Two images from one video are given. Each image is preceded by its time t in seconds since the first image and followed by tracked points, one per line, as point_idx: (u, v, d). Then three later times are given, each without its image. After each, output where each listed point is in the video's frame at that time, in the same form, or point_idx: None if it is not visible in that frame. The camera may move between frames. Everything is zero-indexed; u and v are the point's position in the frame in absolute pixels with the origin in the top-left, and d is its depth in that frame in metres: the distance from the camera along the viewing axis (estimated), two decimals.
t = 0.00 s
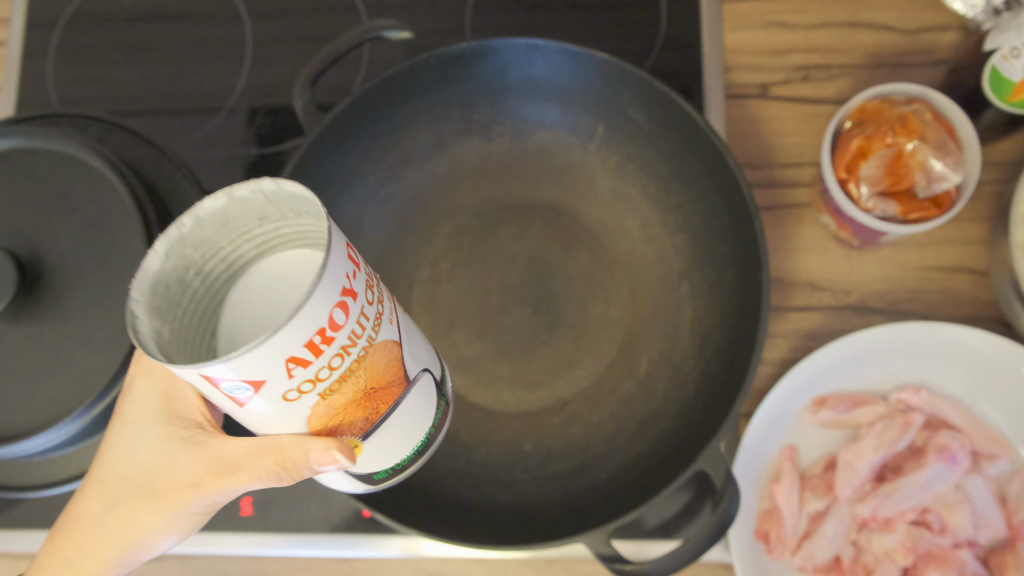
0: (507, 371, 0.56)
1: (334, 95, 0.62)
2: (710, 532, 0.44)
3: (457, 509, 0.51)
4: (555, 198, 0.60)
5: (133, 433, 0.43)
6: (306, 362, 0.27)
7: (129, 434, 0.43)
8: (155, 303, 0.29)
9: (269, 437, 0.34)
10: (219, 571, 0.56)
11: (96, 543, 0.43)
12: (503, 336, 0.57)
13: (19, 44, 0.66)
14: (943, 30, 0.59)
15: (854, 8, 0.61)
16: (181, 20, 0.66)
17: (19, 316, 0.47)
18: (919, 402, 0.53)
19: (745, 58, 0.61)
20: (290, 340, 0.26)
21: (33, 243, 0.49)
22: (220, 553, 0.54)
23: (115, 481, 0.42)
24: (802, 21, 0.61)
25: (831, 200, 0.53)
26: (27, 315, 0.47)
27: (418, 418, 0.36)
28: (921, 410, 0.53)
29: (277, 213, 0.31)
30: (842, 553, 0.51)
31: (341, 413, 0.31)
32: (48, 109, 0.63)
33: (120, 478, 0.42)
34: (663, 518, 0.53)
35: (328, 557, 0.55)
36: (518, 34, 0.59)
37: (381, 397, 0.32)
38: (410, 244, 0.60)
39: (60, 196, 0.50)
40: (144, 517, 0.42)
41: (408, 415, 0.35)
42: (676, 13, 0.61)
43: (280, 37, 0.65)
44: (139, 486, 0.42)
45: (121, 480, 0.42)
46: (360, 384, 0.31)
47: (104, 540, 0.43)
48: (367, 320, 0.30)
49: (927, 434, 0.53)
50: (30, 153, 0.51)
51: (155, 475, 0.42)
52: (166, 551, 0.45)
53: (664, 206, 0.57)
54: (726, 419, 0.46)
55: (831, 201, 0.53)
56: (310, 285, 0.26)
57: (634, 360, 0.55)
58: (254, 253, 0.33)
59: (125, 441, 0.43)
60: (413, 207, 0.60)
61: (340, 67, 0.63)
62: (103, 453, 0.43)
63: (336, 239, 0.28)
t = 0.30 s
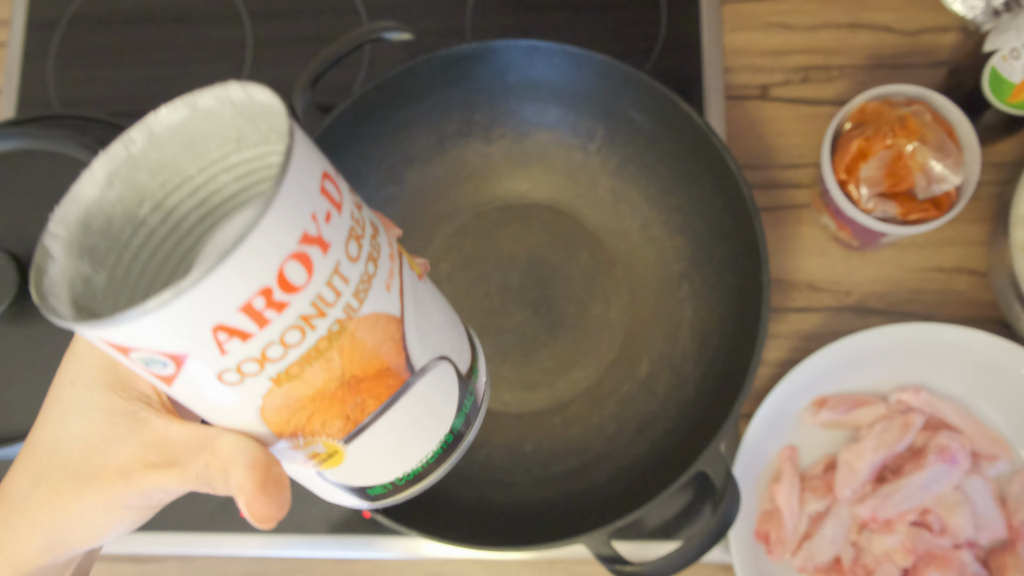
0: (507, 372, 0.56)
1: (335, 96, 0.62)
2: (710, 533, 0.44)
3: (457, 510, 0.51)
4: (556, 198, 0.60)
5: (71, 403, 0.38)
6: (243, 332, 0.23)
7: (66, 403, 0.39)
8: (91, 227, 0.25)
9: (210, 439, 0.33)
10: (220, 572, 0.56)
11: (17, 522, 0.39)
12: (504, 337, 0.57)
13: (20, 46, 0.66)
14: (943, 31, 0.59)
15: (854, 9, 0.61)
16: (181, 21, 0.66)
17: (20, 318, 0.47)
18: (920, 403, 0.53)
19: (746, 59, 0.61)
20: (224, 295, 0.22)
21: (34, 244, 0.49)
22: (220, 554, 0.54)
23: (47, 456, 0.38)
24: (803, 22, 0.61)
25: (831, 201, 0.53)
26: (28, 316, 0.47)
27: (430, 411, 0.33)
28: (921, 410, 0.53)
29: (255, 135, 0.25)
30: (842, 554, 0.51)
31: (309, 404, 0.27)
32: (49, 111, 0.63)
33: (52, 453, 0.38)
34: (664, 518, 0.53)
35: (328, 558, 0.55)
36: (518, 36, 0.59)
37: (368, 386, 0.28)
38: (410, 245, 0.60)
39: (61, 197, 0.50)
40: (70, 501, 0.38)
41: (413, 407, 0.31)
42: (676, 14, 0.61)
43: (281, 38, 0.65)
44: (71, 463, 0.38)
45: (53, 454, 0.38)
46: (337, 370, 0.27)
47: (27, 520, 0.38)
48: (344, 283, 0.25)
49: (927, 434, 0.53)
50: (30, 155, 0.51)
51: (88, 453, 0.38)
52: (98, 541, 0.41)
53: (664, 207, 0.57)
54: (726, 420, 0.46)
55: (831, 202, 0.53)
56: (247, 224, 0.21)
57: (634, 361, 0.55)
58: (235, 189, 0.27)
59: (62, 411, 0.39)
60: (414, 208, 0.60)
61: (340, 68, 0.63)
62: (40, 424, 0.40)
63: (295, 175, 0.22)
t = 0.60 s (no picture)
0: (509, 372, 0.56)
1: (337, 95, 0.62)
2: (713, 532, 0.44)
3: (459, 510, 0.51)
4: (558, 198, 0.60)
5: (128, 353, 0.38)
6: (374, 313, 0.26)
7: (119, 354, 0.38)
8: (168, 201, 0.27)
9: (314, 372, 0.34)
10: (222, 572, 0.56)
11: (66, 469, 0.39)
12: (505, 336, 0.57)
13: (22, 46, 0.66)
14: (944, 31, 0.59)
15: (856, 8, 0.61)
16: (183, 21, 0.66)
17: (21, 317, 0.47)
18: (922, 402, 0.53)
19: (747, 59, 0.61)
20: (365, 294, 0.24)
21: (36, 244, 0.49)
22: (221, 554, 0.54)
23: (96, 407, 0.38)
24: (804, 21, 0.61)
25: (833, 201, 0.53)
26: (30, 316, 0.47)
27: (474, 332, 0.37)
28: (925, 410, 0.53)
29: (312, 100, 0.28)
30: (845, 554, 0.51)
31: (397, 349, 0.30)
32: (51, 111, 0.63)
33: (103, 404, 0.38)
34: (665, 518, 0.53)
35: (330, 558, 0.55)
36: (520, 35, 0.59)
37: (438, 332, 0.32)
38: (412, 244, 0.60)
39: (62, 197, 0.50)
40: (139, 450, 0.38)
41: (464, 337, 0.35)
42: (678, 14, 0.61)
43: (282, 38, 0.65)
44: (124, 415, 0.38)
45: (104, 406, 0.38)
46: (423, 324, 0.30)
47: (75, 467, 0.39)
48: (437, 257, 0.27)
49: (930, 434, 0.53)
50: (31, 154, 0.51)
51: (139, 407, 0.38)
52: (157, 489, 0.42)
53: (666, 207, 0.57)
54: (728, 420, 0.46)
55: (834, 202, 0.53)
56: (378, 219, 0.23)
57: (636, 361, 0.55)
58: (277, 141, 0.32)
59: (114, 362, 0.39)
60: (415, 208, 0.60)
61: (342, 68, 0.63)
62: (91, 378, 0.39)
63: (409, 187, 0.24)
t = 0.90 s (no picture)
0: (510, 372, 0.56)
1: (338, 95, 0.62)
2: (715, 532, 0.44)
3: (460, 510, 0.51)
4: (559, 198, 0.60)
5: (300, 334, 0.46)
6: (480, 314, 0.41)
7: (286, 336, 0.46)
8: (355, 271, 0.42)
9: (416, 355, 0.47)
10: (223, 571, 0.56)
11: (234, 431, 0.45)
12: (506, 336, 0.57)
13: (22, 46, 0.66)
14: (946, 30, 0.59)
15: (857, 8, 0.61)
16: (183, 20, 0.66)
17: (21, 317, 0.47)
18: (924, 403, 0.53)
19: (749, 58, 0.61)
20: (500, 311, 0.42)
21: (35, 244, 0.49)
22: (222, 554, 0.54)
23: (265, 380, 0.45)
24: (806, 21, 0.61)
25: (835, 200, 0.53)
26: (30, 316, 0.47)
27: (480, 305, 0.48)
28: (926, 410, 0.53)
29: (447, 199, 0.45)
30: (846, 554, 0.51)
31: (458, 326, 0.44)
32: (51, 110, 0.63)
33: (270, 378, 0.45)
34: (666, 518, 0.53)
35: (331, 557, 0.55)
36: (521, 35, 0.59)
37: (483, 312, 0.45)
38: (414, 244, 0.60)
39: (63, 197, 0.50)
40: (308, 413, 0.46)
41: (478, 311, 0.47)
42: (679, 14, 0.61)
43: (283, 38, 0.65)
44: (290, 386, 0.46)
45: (272, 378, 0.45)
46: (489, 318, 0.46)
47: (241, 431, 0.45)
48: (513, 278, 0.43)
49: (932, 434, 0.53)
50: (32, 154, 0.51)
51: (308, 378, 0.46)
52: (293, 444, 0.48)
53: (667, 206, 0.57)
54: (729, 421, 0.46)
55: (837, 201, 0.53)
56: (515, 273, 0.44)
57: (637, 361, 0.55)
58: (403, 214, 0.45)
59: (282, 342, 0.46)
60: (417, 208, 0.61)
61: (343, 68, 0.63)
62: (257, 354, 0.46)
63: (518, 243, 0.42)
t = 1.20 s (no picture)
0: (511, 371, 0.56)
1: (339, 94, 0.62)
2: (718, 532, 0.43)
3: (461, 509, 0.51)
4: (561, 197, 0.60)
5: (356, 332, 0.44)
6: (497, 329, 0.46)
7: (337, 335, 0.44)
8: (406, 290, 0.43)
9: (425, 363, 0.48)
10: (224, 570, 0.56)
11: (288, 420, 0.44)
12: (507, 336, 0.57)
13: (22, 44, 0.66)
14: (948, 30, 0.59)
15: (860, 7, 0.60)
16: (183, 19, 0.66)
17: (20, 317, 0.47)
18: (925, 403, 0.53)
19: (752, 57, 0.60)
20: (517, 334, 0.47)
21: (35, 242, 0.49)
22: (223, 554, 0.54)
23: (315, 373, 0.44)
24: (808, 20, 0.60)
25: (836, 200, 0.53)
26: (29, 315, 0.47)
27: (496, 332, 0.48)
28: (928, 409, 0.53)
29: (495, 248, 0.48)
30: (847, 554, 0.52)
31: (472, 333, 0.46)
32: (51, 109, 0.63)
33: (318, 373, 0.44)
34: (668, 518, 0.52)
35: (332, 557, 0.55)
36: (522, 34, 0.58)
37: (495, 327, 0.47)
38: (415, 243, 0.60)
39: (62, 195, 0.50)
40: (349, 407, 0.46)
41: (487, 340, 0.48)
42: (680, 14, 0.61)
43: (284, 36, 0.64)
44: (339, 384, 0.45)
45: (323, 376, 0.44)
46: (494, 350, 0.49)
47: (285, 417, 0.44)
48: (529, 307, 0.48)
49: (934, 434, 0.53)
50: (32, 153, 0.51)
51: (355, 375, 0.45)
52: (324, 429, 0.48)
53: (669, 207, 0.57)
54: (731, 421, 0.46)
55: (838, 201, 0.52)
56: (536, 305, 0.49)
57: (638, 361, 0.55)
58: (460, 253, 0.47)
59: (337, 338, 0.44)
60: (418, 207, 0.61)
61: (344, 67, 0.63)
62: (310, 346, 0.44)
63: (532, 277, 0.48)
